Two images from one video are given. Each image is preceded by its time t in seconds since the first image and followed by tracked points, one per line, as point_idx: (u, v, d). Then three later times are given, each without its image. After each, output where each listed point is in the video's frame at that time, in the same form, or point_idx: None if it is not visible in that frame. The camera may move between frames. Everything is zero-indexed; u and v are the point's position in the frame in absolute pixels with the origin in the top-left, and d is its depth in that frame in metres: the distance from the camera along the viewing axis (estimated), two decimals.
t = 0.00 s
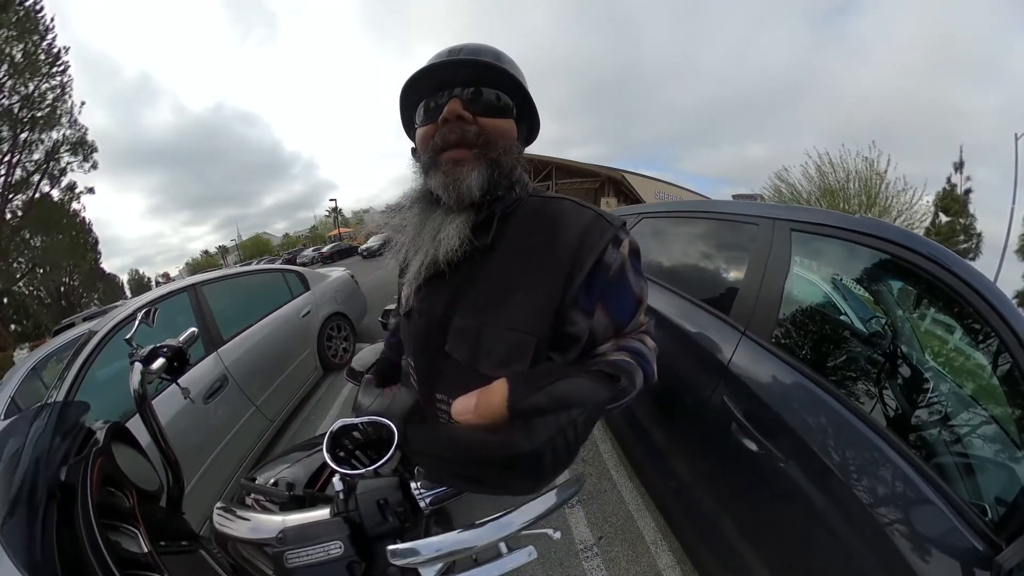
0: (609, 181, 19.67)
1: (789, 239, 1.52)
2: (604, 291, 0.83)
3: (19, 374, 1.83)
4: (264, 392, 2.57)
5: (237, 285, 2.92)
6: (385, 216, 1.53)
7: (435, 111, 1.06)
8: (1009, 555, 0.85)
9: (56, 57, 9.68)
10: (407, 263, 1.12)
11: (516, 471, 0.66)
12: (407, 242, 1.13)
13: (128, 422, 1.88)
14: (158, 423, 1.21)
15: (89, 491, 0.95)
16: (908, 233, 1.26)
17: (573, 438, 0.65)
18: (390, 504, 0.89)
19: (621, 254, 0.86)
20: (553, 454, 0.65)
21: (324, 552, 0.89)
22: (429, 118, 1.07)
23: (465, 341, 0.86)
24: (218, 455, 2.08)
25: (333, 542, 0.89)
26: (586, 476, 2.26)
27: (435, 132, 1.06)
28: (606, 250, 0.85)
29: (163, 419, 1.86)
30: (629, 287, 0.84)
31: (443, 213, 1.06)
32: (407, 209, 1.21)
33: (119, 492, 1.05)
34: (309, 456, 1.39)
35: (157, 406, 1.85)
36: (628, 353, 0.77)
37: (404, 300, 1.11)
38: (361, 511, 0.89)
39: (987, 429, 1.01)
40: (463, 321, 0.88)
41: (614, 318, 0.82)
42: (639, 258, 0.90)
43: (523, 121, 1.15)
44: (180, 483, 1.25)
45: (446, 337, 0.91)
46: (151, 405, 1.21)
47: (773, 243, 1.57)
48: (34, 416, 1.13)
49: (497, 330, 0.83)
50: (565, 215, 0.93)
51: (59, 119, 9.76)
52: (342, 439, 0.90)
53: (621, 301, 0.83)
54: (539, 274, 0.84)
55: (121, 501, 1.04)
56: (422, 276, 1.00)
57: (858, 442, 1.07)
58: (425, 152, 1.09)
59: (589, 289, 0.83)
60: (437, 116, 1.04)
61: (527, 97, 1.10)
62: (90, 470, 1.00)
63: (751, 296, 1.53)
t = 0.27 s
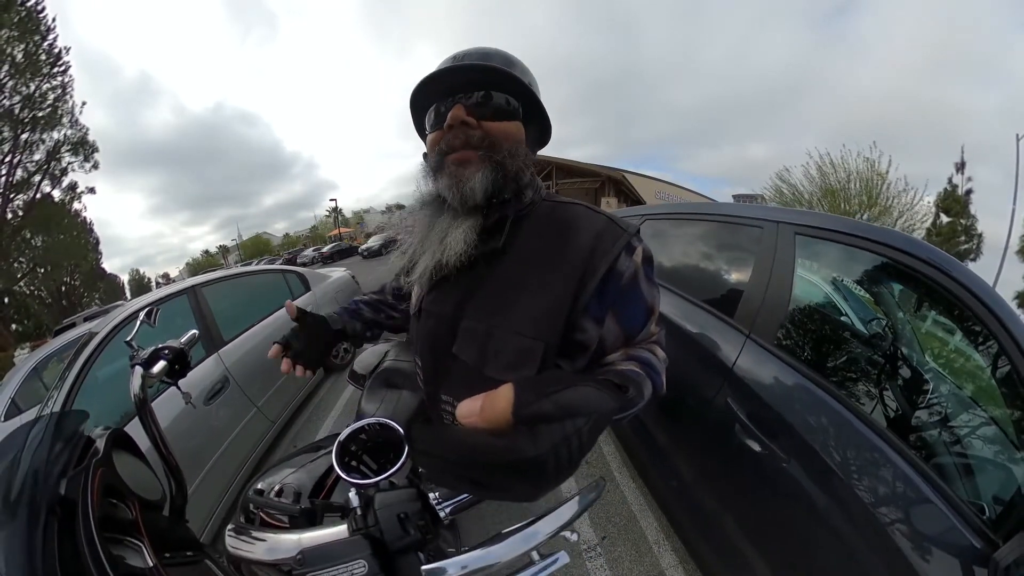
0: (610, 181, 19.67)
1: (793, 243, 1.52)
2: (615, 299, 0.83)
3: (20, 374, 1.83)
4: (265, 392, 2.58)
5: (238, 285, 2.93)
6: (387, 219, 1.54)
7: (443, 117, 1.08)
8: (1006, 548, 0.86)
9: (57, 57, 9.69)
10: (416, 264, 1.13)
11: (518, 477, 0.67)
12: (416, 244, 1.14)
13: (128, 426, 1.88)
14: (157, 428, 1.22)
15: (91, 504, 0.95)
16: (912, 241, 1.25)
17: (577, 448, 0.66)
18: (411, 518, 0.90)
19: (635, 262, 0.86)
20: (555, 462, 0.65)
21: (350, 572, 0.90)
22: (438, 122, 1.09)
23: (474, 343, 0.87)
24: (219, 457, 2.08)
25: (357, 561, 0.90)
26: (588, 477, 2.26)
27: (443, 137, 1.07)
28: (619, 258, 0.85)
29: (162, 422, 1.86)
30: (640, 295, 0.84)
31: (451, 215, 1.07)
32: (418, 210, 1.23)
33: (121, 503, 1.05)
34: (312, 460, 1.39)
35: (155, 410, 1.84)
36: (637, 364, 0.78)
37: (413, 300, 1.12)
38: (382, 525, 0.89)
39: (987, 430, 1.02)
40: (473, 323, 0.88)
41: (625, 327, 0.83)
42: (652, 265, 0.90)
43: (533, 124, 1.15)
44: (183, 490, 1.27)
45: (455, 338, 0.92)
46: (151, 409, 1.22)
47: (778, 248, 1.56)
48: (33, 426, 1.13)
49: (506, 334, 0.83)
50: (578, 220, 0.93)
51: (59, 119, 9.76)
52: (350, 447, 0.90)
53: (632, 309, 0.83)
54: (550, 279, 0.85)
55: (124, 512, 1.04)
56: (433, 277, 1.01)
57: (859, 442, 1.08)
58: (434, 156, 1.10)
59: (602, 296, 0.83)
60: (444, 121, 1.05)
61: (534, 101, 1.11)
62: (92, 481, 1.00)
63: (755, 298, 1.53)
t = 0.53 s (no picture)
0: (610, 181, 19.67)
1: (794, 241, 1.51)
2: (612, 296, 0.83)
3: (19, 373, 1.83)
4: (264, 391, 2.58)
5: (237, 285, 2.92)
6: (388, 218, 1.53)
7: (445, 110, 1.07)
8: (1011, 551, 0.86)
9: (57, 57, 9.68)
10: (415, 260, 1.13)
11: (514, 472, 0.67)
12: (415, 239, 1.13)
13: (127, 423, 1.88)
14: (156, 425, 1.22)
15: (87, 496, 0.96)
16: (912, 237, 1.25)
17: (573, 444, 0.66)
18: (396, 513, 0.91)
19: (632, 259, 0.86)
20: (552, 458, 0.65)
21: (330, 563, 0.90)
22: (440, 116, 1.08)
23: (472, 341, 0.86)
24: (218, 455, 2.08)
25: (339, 554, 0.91)
26: (587, 477, 2.26)
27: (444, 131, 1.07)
28: (617, 255, 0.85)
29: (162, 420, 1.86)
30: (636, 292, 0.84)
31: (451, 210, 1.07)
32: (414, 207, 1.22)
33: (117, 496, 1.06)
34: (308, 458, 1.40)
35: (155, 408, 1.85)
36: (634, 361, 0.78)
37: (411, 297, 1.12)
38: (367, 519, 0.90)
39: (988, 429, 1.01)
40: (470, 320, 0.88)
41: (622, 324, 0.82)
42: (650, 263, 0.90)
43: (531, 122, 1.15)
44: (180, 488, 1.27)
45: (452, 335, 0.91)
46: (149, 406, 1.21)
47: (777, 247, 1.56)
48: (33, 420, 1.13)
49: (504, 331, 0.83)
50: (576, 218, 0.93)
51: (59, 119, 9.77)
52: (343, 441, 0.90)
53: (630, 306, 0.83)
54: (548, 276, 0.84)
55: (119, 505, 1.05)
56: (430, 274, 1.01)
57: (861, 441, 1.08)
58: (435, 150, 1.10)
59: (599, 291, 0.83)
60: (447, 114, 1.05)
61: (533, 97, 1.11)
62: (87, 475, 1.00)
63: (753, 298, 1.54)
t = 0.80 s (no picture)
0: (610, 181, 19.67)
1: (792, 238, 1.51)
2: (603, 291, 0.82)
3: (19, 372, 1.82)
4: (262, 391, 2.57)
5: (235, 284, 2.91)
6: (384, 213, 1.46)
7: (436, 109, 1.07)
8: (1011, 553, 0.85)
9: (57, 57, 9.67)
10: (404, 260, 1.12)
11: (506, 469, 0.66)
12: (405, 238, 1.12)
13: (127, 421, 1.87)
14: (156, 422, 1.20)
15: (85, 490, 0.95)
16: (913, 234, 1.24)
17: (569, 439, 0.65)
18: (377, 507, 0.89)
19: (621, 254, 0.86)
20: (547, 454, 0.64)
21: (309, 553, 0.89)
22: (431, 115, 1.08)
23: (464, 341, 0.86)
24: (217, 454, 2.08)
25: (319, 544, 0.89)
26: (585, 477, 2.26)
27: (435, 129, 1.06)
28: (606, 250, 0.85)
29: (161, 419, 1.86)
30: (627, 286, 0.84)
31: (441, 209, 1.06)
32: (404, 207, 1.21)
33: (116, 490, 1.06)
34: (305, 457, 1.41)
35: (156, 406, 1.85)
36: (627, 354, 0.77)
37: (403, 297, 1.12)
38: (349, 513, 0.89)
39: (989, 430, 1.01)
40: (462, 320, 0.88)
41: (614, 318, 0.81)
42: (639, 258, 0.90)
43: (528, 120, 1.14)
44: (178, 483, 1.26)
45: (445, 336, 0.91)
46: (148, 403, 1.21)
47: (775, 244, 1.56)
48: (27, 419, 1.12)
49: (496, 330, 0.83)
50: (565, 215, 0.93)
51: (59, 119, 9.75)
52: (333, 438, 0.89)
53: (622, 301, 0.82)
54: (538, 274, 0.84)
55: (118, 499, 1.04)
56: (421, 274, 1.01)
57: (860, 442, 1.07)
58: (425, 148, 1.09)
59: (589, 286, 0.82)
60: (437, 113, 1.04)
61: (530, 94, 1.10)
62: (87, 469, 0.99)
63: (752, 297, 1.53)
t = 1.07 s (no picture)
0: (611, 181, 19.66)
1: (801, 245, 1.49)
2: (629, 303, 0.83)
3: (17, 374, 1.82)
4: (263, 394, 2.56)
5: (236, 284, 2.93)
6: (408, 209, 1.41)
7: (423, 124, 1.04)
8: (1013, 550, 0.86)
9: (58, 57, 9.68)
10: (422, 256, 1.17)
11: (519, 470, 0.68)
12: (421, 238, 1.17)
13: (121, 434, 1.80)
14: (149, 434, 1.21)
15: (79, 519, 0.93)
16: (918, 244, 1.23)
17: (580, 447, 0.67)
18: (425, 541, 0.92)
19: (650, 264, 0.85)
20: (559, 458, 0.66)
21: None
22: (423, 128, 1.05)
23: (482, 346, 0.85)
24: (215, 462, 2.06)
25: None
26: (591, 478, 2.26)
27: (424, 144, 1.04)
28: (634, 260, 0.84)
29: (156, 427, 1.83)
30: (653, 298, 0.84)
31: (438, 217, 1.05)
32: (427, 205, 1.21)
33: (115, 516, 1.03)
34: (313, 466, 1.28)
35: (149, 416, 1.81)
36: (648, 368, 0.79)
37: (420, 296, 1.13)
38: (393, 550, 0.89)
39: (989, 430, 1.02)
40: (480, 325, 0.86)
41: (638, 331, 0.83)
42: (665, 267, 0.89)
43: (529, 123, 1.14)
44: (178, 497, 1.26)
45: (462, 340, 0.89)
46: (142, 414, 1.22)
47: (784, 248, 1.54)
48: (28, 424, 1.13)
49: (516, 338, 0.82)
50: (591, 219, 0.90)
51: (60, 119, 9.77)
52: (352, 458, 0.87)
53: (646, 314, 0.83)
54: (562, 281, 0.82)
55: (117, 527, 1.02)
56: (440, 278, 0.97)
57: (864, 440, 1.08)
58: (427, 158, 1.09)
59: (616, 298, 0.82)
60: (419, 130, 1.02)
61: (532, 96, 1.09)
62: (81, 492, 0.99)
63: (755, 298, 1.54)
